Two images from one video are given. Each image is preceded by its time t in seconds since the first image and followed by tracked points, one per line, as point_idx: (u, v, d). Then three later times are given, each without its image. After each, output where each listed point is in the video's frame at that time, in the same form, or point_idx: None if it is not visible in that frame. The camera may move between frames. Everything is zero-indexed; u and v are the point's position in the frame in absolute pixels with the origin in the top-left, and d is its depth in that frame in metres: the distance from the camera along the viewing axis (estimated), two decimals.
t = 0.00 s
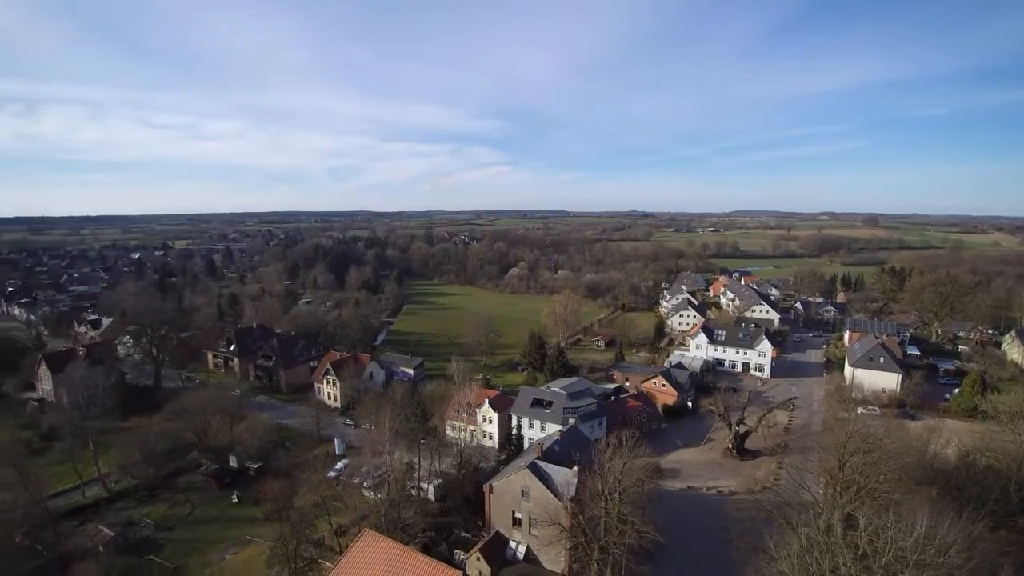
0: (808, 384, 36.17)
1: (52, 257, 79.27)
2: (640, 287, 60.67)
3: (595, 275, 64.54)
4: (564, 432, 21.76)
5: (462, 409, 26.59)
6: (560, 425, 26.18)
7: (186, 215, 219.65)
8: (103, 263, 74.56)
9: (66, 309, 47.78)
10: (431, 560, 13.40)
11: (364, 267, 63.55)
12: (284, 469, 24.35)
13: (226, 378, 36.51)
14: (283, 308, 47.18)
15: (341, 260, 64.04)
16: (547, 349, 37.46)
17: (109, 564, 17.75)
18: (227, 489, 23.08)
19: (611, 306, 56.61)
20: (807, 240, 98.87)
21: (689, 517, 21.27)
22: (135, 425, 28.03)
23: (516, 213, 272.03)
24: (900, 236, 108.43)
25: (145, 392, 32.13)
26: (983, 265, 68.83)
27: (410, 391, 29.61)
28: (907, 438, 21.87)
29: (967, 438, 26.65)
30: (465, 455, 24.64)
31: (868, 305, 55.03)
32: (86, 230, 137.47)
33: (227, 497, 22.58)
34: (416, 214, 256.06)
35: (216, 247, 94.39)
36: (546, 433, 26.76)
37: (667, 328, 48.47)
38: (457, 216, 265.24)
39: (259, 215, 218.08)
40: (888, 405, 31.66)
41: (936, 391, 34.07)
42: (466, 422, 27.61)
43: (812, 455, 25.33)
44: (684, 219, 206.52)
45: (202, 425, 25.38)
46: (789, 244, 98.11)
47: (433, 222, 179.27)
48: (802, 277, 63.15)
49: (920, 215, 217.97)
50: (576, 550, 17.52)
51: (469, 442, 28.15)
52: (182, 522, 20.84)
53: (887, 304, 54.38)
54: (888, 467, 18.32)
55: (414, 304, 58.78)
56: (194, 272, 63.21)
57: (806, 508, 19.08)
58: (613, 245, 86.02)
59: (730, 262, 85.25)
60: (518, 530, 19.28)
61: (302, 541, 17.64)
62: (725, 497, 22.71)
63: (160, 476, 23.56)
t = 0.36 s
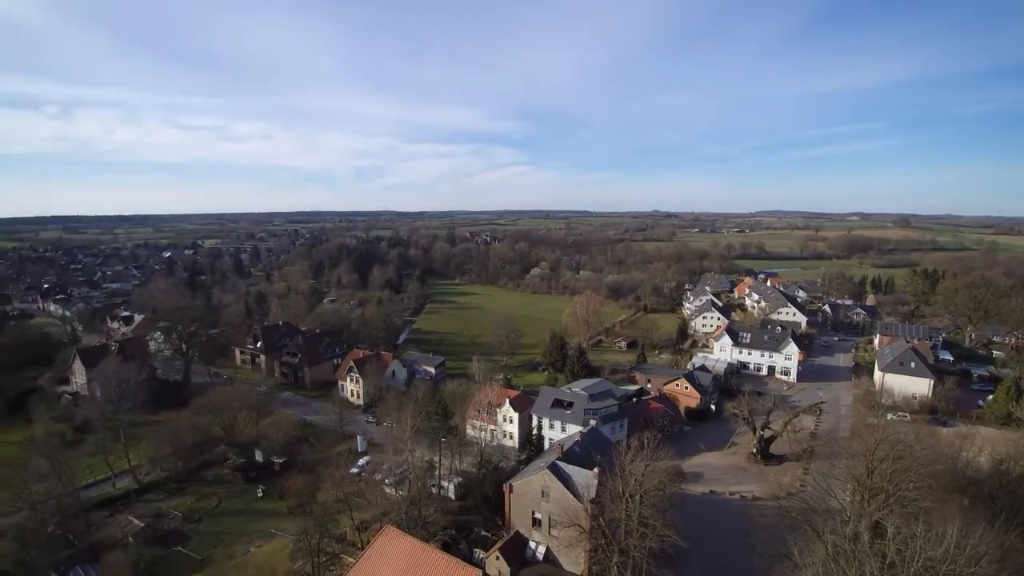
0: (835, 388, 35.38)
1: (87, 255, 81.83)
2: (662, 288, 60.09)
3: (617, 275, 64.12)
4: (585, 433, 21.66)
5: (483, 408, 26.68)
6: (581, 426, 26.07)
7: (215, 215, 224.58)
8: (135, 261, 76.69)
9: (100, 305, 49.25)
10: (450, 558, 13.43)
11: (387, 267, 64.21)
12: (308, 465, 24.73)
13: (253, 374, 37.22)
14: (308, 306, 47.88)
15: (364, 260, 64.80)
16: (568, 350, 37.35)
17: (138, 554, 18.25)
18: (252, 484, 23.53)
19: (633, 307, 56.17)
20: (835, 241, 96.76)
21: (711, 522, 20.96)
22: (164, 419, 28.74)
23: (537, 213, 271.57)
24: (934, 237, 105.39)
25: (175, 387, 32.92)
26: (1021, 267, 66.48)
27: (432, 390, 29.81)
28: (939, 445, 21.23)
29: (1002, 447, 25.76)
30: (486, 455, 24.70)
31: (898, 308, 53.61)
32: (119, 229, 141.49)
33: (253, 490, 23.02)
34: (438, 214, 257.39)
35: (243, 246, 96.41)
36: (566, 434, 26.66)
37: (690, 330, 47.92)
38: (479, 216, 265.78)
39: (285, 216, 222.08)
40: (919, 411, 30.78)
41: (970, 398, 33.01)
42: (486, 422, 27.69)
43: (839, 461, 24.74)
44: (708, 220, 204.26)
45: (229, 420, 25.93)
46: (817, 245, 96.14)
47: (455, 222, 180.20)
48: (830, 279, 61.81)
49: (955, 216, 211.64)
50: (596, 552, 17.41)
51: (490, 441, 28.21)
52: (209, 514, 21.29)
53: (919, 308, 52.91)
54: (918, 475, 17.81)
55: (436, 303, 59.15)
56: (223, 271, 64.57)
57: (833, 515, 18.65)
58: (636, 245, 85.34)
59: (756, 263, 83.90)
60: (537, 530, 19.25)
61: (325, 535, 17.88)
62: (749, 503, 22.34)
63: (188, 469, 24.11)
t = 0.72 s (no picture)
0: (868, 394, 34.43)
1: (125, 253, 84.68)
2: (689, 289, 59.30)
3: (642, 276, 63.53)
4: (609, 435, 21.48)
5: (506, 408, 26.71)
6: (605, 427, 25.87)
7: (246, 215, 229.70)
8: (170, 260, 78.92)
9: (137, 302, 50.88)
10: (473, 556, 13.50)
11: (412, 266, 64.83)
12: (334, 460, 25.12)
13: (282, 370, 37.99)
14: (335, 305, 48.63)
15: (390, 259, 65.50)
16: (592, 351, 37.15)
17: (170, 544, 18.78)
18: (280, 477, 24.01)
19: (659, 308, 55.58)
20: (869, 242, 94.16)
21: (737, 528, 20.62)
22: (197, 412, 29.53)
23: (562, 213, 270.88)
24: (974, 239, 101.70)
25: (207, 382, 33.79)
26: None
27: (456, 389, 29.97)
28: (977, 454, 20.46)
29: None
30: (509, 454, 24.73)
31: (935, 312, 51.86)
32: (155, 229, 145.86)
33: (281, 484, 23.49)
34: (463, 214, 258.77)
35: (273, 245, 98.44)
36: (590, 435, 26.50)
37: (717, 333, 47.17)
38: (503, 216, 266.46)
39: (314, 216, 226.06)
40: (956, 419, 29.76)
41: (1011, 406, 31.75)
42: (510, 421, 27.72)
43: (871, 469, 24.04)
44: (736, 220, 200.90)
45: (258, 415, 26.53)
46: (849, 246, 93.65)
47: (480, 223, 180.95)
48: (863, 282, 60.14)
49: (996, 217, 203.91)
50: (619, 556, 17.26)
51: (513, 441, 28.24)
52: (238, 507, 21.80)
53: (957, 312, 51.10)
54: (954, 485, 17.20)
55: (460, 303, 59.48)
56: (254, 269, 66.07)
57: (864, 524, 18.12)
58: (662, 246, 84.36)
59: (785, 265, 82.20)
60: (560, 531, 19.19)
61: (350, 530, 18.13)
62: (777, 510, 21.88)
63: (219, 462, 24.73)
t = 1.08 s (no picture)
0: (903, 401, 33.40)
1: (161, 251, 87.42)
2: (717, 291, 58.38)
3: (669, 277, 62.82)
4: (633, 437, 21.30)
5: (530, 408, 26.74)
6: (629, 430, 25.64)
7: (277, 215, 234.98)
8: (204, 258, 81.14)
9: (172, 299, 52.43)
10: (494, 556, 13.57)
11: (438, 266, 65.34)
12: (360, 456, 25.50)
13: (310, 367, 38.69)
14: (362, 303, 49.29)
15: (416, 259, 66.16)
16: (617, 352, 36.88)
17: (201, 534, 19.32)
18: (308, 472, 24.46)
19: (686, 310, 54.87)
20: (905, 244, 91.32)
21: (764, 535, 20.23)
22: (228, 407, 30.29)
23: (588, 213, 269.57)
24: (1018, 241, 97.72)
25: (238, 377, 34.62)
26: None
27: (480, 388, 30.10)
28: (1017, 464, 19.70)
29: None
30: (532, 455, 24.72)
31: (974, 316, 50.04)
32: (190, 228, 150.01)
33: (308, 479, 23.93)
34: (488, 215, 259.33)
35: (302, 244, 100.35)
36: (614, 437, 26.30)
37: (746, 335, 46.36)
38: (528, 215, 266.24)
39: (342, 216, 229.59)
40: (995, 427, 28.67)
41: None
42: (533, 422, 27.78)
43: (905, 478, 23.32)
44: (766, 221, 197.19)
45: (288, 410, 27.11)
46: (884, 248, 90.95)
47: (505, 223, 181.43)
48: (898, 285, 58.32)
49: None
50: (643, 559, 17.12)
51: (537, 441, 28.23)
52: (267, 499, 22.29)
53: (999, 316, 49.15)
54: (992, 496, 16.64)
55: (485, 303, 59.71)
56: (284, 267, 67.46)
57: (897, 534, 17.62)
58: (689, 247, 83.26)
59: (817, 267, 80.30)
60: (583, 533, 19.11)
61: (375, 525, 18.37)
62: (806, 517, 21.39)
63: (249, 455, 25.32)
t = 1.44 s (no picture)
0: (941, 408, 32.26)
1: (196, 249, 90.04)
2: (746, 293, 57.33)
3: (696, 278, 61.97)
4: (659, 439, 21.04)
5: (555, 408, 26.66)
6: (655, 432, 25.35)
7: (307, 215, 239.67)
8: (237, 256, 83.22)
9: (207, 296, 53.90)
10: (518, 555, 13.55)
11: (463, 265, 65.73)
12: (386, 452, 25.82)
13: (338, 363, 39.32)
14: (389, 302, 49.89)
15: (442, 258, 66.66)
16: (643, 354, 36.51)
17: (232, 525, 19.80)
18: (335, 467, 24.87)
19: (714, 312, 54.02)
20: (944, 246, 88.22)
21: (794, 543, 19.77)
22: (259, 401, 30.98)
23: (614, 213, 267.89)
24: None
25: (269, 373, 35.41)
26: None
27: (505, 388, 30.16)
28: None
29: None
30: (556, 455, 24.65)
31: (1018, 321, 48.04)
32: (223, 227, 153.84)
33: (335, 473, 24.33)
34: (513, 214, 259.94)
35: (331, 243, 102.14)
36: (639, 440, 26.04)
37: (776, 339, 45.39)
38: (554, 215, 265.78)
39: (370, 216, 233.04)
40: None
41: None
42: (558, 422, 27.70)
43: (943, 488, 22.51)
44: (797, 221, 192.71)
45: (316, 405, 27.62)
46: (922, 249, 88.04)
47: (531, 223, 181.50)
48: (937, 288, 56.33)
49: None
50: (668, 564, 16.92)
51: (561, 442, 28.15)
52: (295, 493, 22.74)
53: None
54: None
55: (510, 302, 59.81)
56: (313, 266, 68.77)
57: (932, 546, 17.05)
58: (718, 247, 81.89)
59: (850, 269, 78.17)
60: (607, 535, 18.98)
61: (400, 522, 18.54)
62: (837, 526, 20.83)
63: (279, 449, 25.86)
